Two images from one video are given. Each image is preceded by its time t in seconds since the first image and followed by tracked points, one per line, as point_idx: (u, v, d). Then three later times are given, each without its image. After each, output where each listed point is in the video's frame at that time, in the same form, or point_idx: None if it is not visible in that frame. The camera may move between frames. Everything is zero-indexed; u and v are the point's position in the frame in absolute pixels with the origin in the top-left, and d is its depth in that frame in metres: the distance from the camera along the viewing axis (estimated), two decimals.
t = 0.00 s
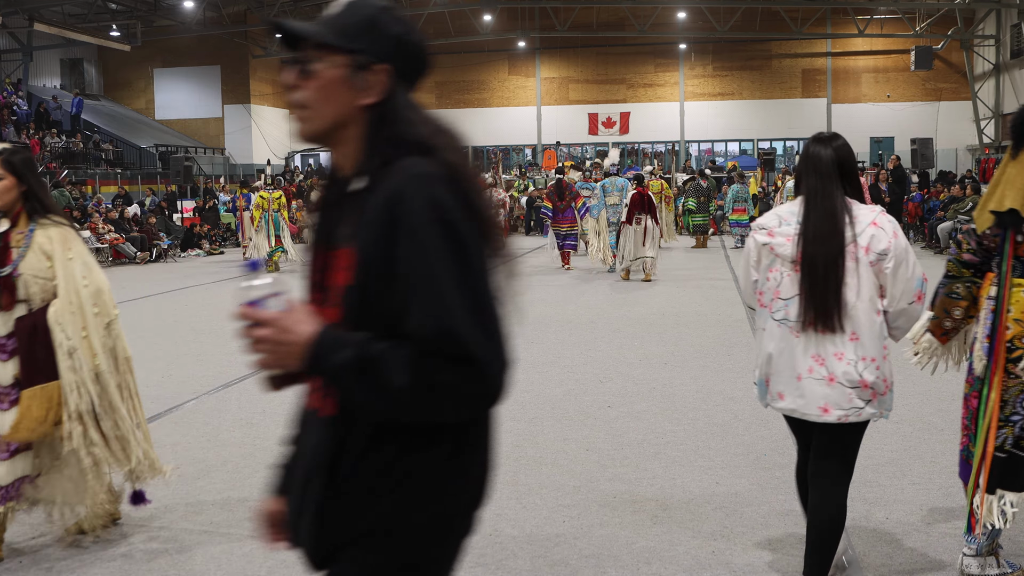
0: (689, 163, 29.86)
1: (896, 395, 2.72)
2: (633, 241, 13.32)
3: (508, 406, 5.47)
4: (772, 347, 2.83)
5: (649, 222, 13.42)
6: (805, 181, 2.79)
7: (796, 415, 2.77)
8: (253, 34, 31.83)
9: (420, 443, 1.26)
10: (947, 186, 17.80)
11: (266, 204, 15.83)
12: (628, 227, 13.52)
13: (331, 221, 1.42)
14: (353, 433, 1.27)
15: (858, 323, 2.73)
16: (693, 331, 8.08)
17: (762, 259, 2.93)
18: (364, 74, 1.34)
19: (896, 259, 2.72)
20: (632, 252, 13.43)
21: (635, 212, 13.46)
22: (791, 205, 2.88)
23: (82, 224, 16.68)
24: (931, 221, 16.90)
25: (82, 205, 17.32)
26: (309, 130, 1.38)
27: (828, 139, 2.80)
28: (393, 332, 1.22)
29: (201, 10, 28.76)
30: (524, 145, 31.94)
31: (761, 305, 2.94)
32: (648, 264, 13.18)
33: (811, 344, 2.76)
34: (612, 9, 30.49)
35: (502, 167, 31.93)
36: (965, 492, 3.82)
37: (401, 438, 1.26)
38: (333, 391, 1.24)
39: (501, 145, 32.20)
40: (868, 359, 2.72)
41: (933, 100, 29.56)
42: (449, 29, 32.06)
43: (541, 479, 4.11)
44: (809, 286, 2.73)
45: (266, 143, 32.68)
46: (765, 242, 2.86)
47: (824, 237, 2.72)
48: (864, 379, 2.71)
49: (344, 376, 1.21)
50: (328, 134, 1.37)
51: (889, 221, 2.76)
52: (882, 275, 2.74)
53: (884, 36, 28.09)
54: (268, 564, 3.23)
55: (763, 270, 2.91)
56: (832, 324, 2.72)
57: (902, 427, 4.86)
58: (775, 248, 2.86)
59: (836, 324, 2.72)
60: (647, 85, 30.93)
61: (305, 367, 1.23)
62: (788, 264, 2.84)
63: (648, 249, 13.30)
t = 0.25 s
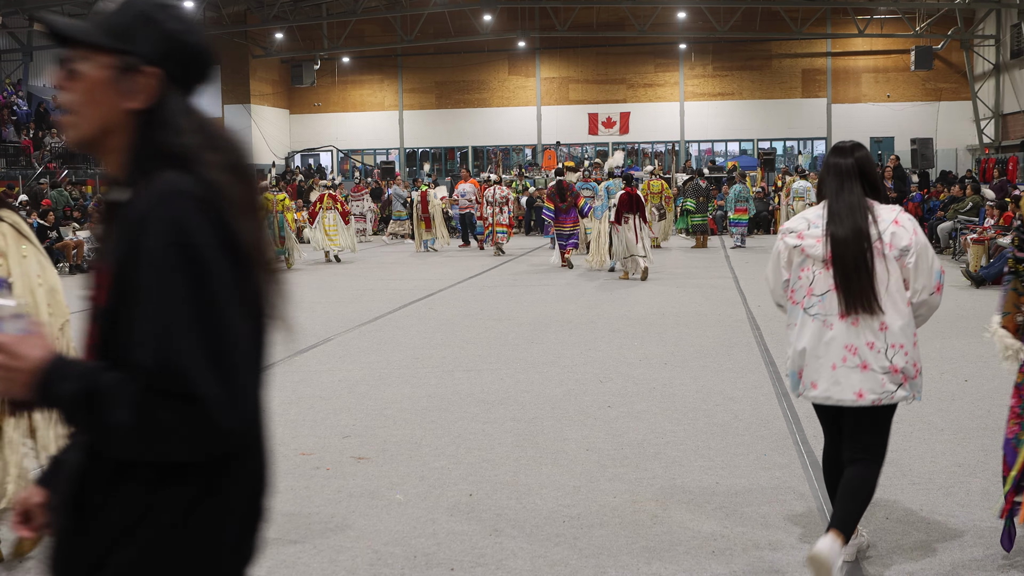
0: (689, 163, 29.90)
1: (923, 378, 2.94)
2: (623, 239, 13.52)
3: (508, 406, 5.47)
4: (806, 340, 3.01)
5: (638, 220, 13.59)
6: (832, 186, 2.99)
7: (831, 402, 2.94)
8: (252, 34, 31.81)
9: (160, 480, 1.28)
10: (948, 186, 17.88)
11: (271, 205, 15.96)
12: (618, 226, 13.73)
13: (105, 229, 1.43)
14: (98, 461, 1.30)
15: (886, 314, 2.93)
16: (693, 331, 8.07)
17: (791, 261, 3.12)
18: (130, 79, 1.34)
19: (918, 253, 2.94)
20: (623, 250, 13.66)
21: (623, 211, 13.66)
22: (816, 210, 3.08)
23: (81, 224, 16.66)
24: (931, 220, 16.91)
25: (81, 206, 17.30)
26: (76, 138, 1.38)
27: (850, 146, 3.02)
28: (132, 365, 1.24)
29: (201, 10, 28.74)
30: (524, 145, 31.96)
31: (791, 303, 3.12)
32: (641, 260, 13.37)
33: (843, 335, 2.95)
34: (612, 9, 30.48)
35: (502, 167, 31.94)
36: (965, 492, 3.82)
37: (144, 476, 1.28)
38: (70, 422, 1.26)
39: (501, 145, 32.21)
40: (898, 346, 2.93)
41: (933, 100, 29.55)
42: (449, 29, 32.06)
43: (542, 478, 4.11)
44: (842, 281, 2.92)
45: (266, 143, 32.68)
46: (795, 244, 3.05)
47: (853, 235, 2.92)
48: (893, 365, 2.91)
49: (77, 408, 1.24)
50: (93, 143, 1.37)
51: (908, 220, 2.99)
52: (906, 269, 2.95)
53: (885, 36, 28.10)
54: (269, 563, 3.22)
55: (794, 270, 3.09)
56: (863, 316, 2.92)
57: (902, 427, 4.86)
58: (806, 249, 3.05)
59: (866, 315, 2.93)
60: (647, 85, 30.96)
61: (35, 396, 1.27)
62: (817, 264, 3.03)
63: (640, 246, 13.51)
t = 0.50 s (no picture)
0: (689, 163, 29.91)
1: (935, 360, 3.12)
2: (613, 239, 13.71)
3: (508, 406, 5.47)
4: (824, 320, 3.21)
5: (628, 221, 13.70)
6: (855, 178, 3.18)
7: (844, 378, 3.13)
8: (253, 34, 31.82)
9: None
10: (948, 187, 17.89)
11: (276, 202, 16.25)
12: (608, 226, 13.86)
13: None
14: None
15: (900, 298, 3.13)
16: (693, 331, 8.07)
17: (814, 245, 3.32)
18: None
19: (934, 243, 3.13)
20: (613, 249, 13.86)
21: (614, 211, 13.74)
22: (841, 198, 3.27)
23: (81, 224, 16.67)
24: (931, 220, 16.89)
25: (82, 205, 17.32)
26: None
27: (877, 140, 3.19)
28: None
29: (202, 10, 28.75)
30: (523, 145, 31.97)
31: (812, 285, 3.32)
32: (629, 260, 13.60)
33: (859, 316, 3.15)
34: (612, 9, 30.47)
35: (502, 167, 31.94)
36: (965, 492, 3.83)
37: None
38: None
39: (501, 145, 32.21)
40: (910, 328, 3.12)
41: (933, 100, 29.55)
42: (449, 29, 32.07)
43: (541, 478, 4.11)
44: (858, 266, 3.12)
45: (266, 143, 32.70)
46: (819, 229, 3.24)
47: (872, 223, 3.11)
48: (905, 346, 3.11)
49: None
50: None
51: (928, 210, 3.17)
52: (922, 257, 3.14)
53: (885, 36, 28.11)
54: (268, 563, 3.22)
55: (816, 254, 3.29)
56: (878, 298, 3.11)
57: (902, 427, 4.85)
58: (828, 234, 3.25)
59: (879, 298, 3.12)
60: (647, 85, 30.96)
61: None
62: (837, 248, 3.22)
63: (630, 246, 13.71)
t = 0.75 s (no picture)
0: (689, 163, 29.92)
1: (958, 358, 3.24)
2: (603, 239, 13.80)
3: (508, 406, 5.47)
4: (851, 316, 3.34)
5: (617, 221, 13.76)
6: (887, 182, 3.30)
7: (866, 371, 3.27)
8: (253, 34, 31.83)
9: None
10: (948, 187, 17.89)
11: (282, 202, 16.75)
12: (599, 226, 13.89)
13: None
14: None
15: (924, 297, 3.24)
16: (693, 332, 8.08)
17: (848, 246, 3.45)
18: None
19: (961, 246, 3.22)
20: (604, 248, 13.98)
21: (605, 211, 13.77)
22: (874, 202, 3.41)
23: (82, 224, 16.68)
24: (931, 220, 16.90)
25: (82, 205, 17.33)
26: None
27: (910, 145, 3.30)
28: None
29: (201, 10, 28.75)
30: (523, 145, 31.97)
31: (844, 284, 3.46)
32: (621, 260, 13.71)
33: (883, 313, 3.27)
34: (612, 9, 30.48)
35: (502, 168, 31.93)
36: (964, 492, 3.83)
37: None
38: None
39: (501, 145, 32.21)
40: (932, 327, 3.24)
41: (933, 100, 29.56)
42: (449, 29, 32.09)
43: (542, 478, 4.11)
44: (884, 266, 3.25)
45: (265, 143, 32.71)
46: (851, 231, 3.40)
47: (899, 226, 3.23)
48: (927, 344, 3.23)
49: None
50: None
51: (956, 214, 3.26)
52: (948, 260, 3.24)
53: (885, 36, 28.13)
54: (268, 563, 3.22)
55: (847, 253, 3.42)
56: (901, 297, 3.23)
57: (901, 426, 4.85)
58: (860, 235, 3.39)
59: (903, 298, 3.24)
60: (647, 85, 30.95)
61: None
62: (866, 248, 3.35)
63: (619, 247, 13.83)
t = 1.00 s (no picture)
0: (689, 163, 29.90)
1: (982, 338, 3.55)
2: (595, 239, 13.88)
3: (508, 406, 5.47)
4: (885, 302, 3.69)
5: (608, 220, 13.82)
6: (908, 176, 3.65)
7: (901, 352, 3.63)
8: (253, 34, 31.83)
9: None
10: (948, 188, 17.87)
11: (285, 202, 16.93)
12: (591, 225, 13.93)
13: None
14: None
15: (952, 281, 3.58)
16: (693, 332, 8.08)
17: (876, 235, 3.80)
18: None
19: (983, 232, 3.56)
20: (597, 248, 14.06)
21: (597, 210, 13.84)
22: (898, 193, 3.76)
23: (82, 224, 16.67)
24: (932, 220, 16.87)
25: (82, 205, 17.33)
26: None
27: (927, 140, 3.63)
28: None
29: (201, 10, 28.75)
30: (523, 145, 31.97)
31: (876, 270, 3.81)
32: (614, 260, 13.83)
33: (914, 297, 3.63)
34: (612, 9, 30.46)
35: (502, 168, 31.92)
36: (965, 493, 3.83)
37: None
38: None
39: (501, 145, 32.20)
40: (961, 308, 3.57)
41: (933, 100, 29.55)
42: (449, 29, 32.08)
43: (542, 478, 4.11)
44: (912, 255, 3.60)
45: (265, 143, 32.71)
46: (879, 221, 3.75)
47: (923, 216, 3.59)
48: (957, 324, 3.55)
49: None
50: None
51: (976, 203, 3.60)
52: (971, 244, 3.58)
53: (885, 36, 28.14)
54: (268, 563, 3.22)
55: (877, 242, 3.77)
56: (932, 282, 3.58)
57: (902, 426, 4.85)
58: (887, 225, 3.73)
59: (933, 281, 3.59)
60: (648, 85, 30.94)
61: None
62: (893, 237, 3.70)
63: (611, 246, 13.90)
